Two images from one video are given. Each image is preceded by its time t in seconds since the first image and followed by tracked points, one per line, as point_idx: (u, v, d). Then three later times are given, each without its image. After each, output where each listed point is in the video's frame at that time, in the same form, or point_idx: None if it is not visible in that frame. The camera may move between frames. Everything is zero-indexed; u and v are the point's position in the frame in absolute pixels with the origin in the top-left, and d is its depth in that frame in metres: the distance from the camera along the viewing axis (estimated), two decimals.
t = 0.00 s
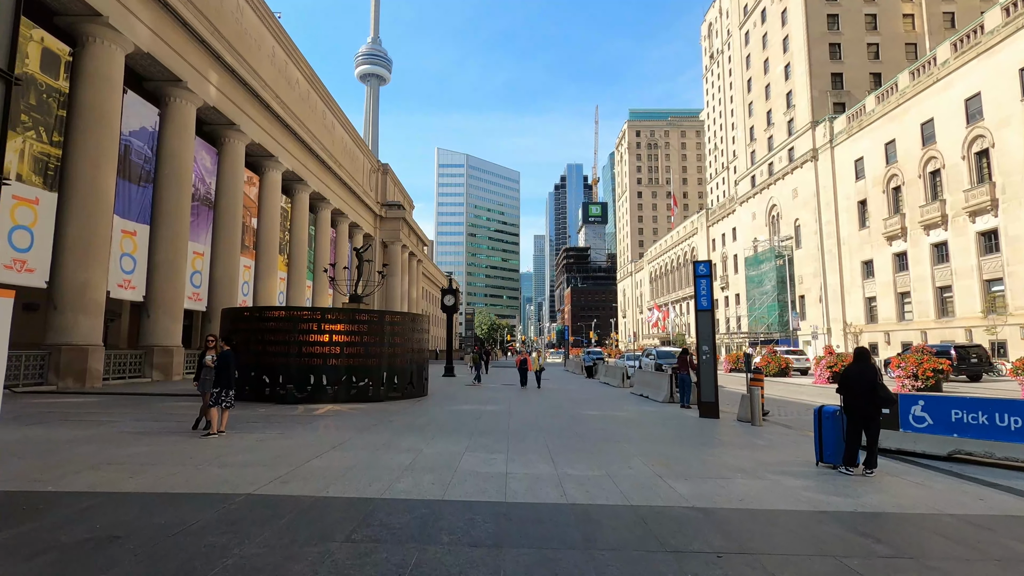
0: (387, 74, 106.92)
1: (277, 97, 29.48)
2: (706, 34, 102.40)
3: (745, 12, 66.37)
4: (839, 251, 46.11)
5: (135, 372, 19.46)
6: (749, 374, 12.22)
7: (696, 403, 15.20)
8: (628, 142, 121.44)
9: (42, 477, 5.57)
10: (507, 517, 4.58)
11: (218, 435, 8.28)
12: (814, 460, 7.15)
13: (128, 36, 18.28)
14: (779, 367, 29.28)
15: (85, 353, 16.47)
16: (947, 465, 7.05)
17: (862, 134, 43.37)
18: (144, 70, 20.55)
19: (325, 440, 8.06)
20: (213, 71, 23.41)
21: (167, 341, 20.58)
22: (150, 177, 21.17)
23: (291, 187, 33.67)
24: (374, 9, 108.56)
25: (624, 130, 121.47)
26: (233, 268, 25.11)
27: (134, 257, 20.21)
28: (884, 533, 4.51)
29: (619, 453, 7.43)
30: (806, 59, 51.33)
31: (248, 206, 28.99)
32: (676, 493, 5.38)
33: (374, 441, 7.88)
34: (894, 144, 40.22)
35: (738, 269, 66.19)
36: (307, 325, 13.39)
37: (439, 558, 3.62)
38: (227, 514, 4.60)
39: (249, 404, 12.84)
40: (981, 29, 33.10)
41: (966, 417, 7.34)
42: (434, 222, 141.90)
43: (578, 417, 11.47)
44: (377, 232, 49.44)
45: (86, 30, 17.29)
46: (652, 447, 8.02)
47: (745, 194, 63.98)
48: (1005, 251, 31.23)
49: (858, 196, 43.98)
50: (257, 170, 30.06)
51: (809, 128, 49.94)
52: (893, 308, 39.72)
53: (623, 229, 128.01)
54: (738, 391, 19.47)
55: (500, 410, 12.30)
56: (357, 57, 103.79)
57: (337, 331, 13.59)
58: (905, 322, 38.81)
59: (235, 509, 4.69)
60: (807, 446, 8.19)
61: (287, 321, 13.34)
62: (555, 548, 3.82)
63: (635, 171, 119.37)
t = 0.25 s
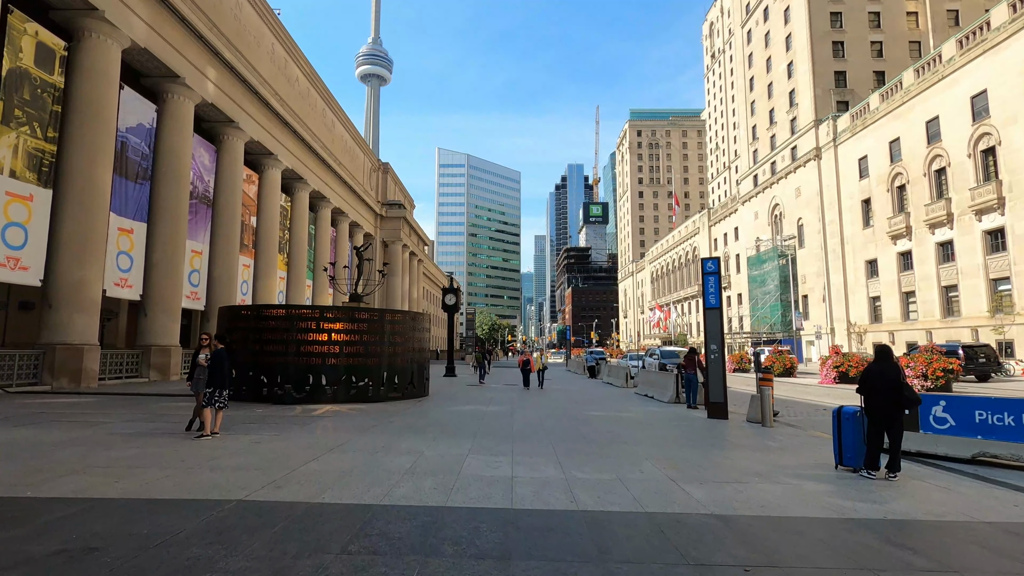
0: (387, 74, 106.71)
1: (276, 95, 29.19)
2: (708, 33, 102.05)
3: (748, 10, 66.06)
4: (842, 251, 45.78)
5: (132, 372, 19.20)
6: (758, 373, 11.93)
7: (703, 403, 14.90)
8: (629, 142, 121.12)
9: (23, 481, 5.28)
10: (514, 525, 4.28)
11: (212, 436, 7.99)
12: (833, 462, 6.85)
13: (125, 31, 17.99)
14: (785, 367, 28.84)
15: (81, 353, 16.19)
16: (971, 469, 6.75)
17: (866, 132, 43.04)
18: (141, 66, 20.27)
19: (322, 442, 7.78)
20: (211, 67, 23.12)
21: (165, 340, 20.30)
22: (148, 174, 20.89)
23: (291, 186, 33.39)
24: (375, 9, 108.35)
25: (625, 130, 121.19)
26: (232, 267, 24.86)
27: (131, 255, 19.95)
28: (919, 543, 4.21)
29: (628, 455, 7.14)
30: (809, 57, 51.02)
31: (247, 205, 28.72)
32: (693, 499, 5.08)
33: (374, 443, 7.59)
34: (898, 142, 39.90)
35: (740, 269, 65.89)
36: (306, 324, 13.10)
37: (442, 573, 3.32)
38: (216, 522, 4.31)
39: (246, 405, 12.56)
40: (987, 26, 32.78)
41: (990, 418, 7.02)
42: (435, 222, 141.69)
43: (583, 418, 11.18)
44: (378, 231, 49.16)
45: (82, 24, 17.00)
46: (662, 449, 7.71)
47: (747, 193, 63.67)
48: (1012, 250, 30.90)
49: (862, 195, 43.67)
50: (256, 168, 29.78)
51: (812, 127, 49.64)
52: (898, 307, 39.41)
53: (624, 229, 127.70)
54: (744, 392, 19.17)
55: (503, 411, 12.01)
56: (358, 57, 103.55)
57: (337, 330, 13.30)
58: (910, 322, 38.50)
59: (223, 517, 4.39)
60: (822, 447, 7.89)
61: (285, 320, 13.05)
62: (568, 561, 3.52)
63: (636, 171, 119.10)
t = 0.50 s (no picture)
0: (388, 74, 106.49)
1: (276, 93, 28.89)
2: (709, 33, 101.74)
3: (749, 9, 65.77)
4: (846, 251, 45.46)
5: (129, 374, 18.92)
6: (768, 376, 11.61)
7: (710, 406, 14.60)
8: (630, 142, 120.84)
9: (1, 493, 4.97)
10: (526, 543, 3.96)
11: (206, 441, 7.67)
12: (855, 470, 6.55)
13: (121, 26, 17.70)
14: (791, 369, 28.38)
15: (76, 354, 15.90)
16: (999, 477, 6.46)
17: (870, 131, 42.72)
18: (138, 63, 19.97)
19: (320, 448, 7.47)
20: (210, 65, 22.83)
21: (162, 341, 19.99)
22: (145, 172, 20.58)
23: (291, 185, 33.10)
24: (375, 10, 108.12)
25: (626, 130, 120.94)
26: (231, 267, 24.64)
27: (128, 254, 19.63)
28: (964, 562, 3.88)
29: (639, 463, 6.82)
30: (812, 56, 50.74)
31: (246, 204, 28.44)
32: (715, 512, 4.75)
33: (374, 449, 7.29)
34: (903, 142, 39.60)
35: (742, 269, 65.63)
36: (305, 325, 12.81)
37: None
38: (203, 539, 3.99)
39: (243, 407, 12.26)
40: (993, 24, 32.49)
41: (1018, 425, 6.71)
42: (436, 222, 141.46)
43: (589, 422, 10.86)
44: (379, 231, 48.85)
45: (78, 20, 16.72)
46: (674, 456, 7.40)
47: (749, 193, 63.39)
48: (1019, 250, 30.59)
49: (866, 194, 43.36)
50: (256, 167, 29.49)
51: (815, 126, 49.34)
52: (903, 308, 39.09)
53: (625, 229, 127.39)
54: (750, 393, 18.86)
55: (507, 414, 11.71)
56: (358, 57, 103.38)
57: (336, 331, 13.01)
58: (914, 322, 38.19)
59: (213, 532, 4.09)
60: (840, 454, 7.59)
61: (284, 321, 12.77)
62: None
63: (637, 171, 118.82)
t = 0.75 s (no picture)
0: (387, 74, 106.07)
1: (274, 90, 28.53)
2: (709, 32, 101.42)
3: (751, 7, 65.43)
4: (849, 250, 45.16)
5: (124, 374, 18.62)
6: (776, 376, 11.31)
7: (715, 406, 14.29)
8: (630, 141, 120.54)
9: None
10: (536, 556, 3.67)
11: (197, 445, 7.30)
12: (875, 475, 6.24)
13: (116, 20, 17.38)
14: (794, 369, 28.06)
15: (69, 354, 15.59)
16: None
17: (873, 130, 42.43)
18: (134, 58, 19.67)
19: (316, 450, 7.16)
20: (207, 60, 22.50)
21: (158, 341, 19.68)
22: (140, 169, 20.28)
23: (289, 183, 32.77)
24: (375, 8, 107.64)
25: (627, 130, 120.64)
26: (228, 266, 24.18)
27: (123, 252, 19.34)
28: None
29: (650, 466, 6.51)
30: (815, 54, 50.45)
31: (243, 202, 28.14)
32: (735, 521, 4.45)
33: (371, 451, 6.99)
34: (906, 140, 39.32)
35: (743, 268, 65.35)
36: (301, 324, 12.50)
37: None
38: (185, 551, 3.69)
39: (238, 408, 11.96)
40: (998, 21, 32.24)
41: None
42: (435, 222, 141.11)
43: (594, 423, 10.55)
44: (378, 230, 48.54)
45: (72, 13, 16.41)
46: (685, 460, 7.09)
47: (750, 192, 63.09)
48: None
49: (868, 193, 43.07)
50: (254, 165, 29.16)
51: (817, 125, 49.07)
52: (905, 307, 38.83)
53: (625, 229, 127.03)
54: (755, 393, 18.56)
55: (509, 415, 11.38)
56: (358, 57, 102.89)
57: (334, 330, 12.70)
58: (917, 322, 37.91)
59: (196, 545, 3.78)
60: (858, 458, 7.27)
61: (280, 319, 12.47)
62: None
63: (637, 170, 118.48)
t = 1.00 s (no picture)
0: (387, 74, 105.79)
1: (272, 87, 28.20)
2: (710, 31, 101.15)
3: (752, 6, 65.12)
4: (852, 250, 44.84)
5: (118, 375, 18.31)
6: (787, 377, 10.99)
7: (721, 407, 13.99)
8: (631, 141, 120.30)
9: None
10: None
11: (189, 449, 7.06)
12: (899, 482, 5.93)
13: (110, 15, 17.06)
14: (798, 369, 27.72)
15: (61, 355, 15.28)
16: None
17: (876, 128, 42.12)
18: (129, 55, 19.36)
19: (310, 455, 6.85)
20: (203, 57, 22.18)
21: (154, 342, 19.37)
22: (135, 167, 19.97)
23: (288, 182, 32.47)
24: (375, 8, 107.38)
25: (627, 130, 120.39)
26: (226, 265, 23.88)
27: (118, 251, 19.05)
28: None
29: (661, 473, 6.19)
30: (817, 52, 50.15)
31: (241, 201, 27.86)
32: (758, 534, 4.12)
33: (368, 457, 6.68)
34: (910, 138, 39.01)
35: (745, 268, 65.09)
36: (298, 324, 12.19)
37: None
38: (160, 571, 3.38)
39: (233, 410, 11.65)
40: (1003, 18, 31.93)
41: None
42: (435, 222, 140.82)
43: (598, 425, 10.24)
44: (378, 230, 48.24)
45: (64, 7, 16.10)
46: (696, 466, 6.76)
47: (752, 191, 62.79)
48: None
49: (872, 192, 42.76)
50: (252, 163, 28.86)
51: (820, 124, 48.77)
52: (909, 307, 38.52)
53: (626, 229, 126.74)
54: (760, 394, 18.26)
55: (511, 417, 11.05)
56: (358, 57, 102.58)
57: (331, 329, 12.38)
58: (922, 322, 37.60)
59: (173, 564, 3.46)
60: (876, 463, 6.97)
61: (276, 319, 12.16)
62: None
63: (638, 170, 118.21)
